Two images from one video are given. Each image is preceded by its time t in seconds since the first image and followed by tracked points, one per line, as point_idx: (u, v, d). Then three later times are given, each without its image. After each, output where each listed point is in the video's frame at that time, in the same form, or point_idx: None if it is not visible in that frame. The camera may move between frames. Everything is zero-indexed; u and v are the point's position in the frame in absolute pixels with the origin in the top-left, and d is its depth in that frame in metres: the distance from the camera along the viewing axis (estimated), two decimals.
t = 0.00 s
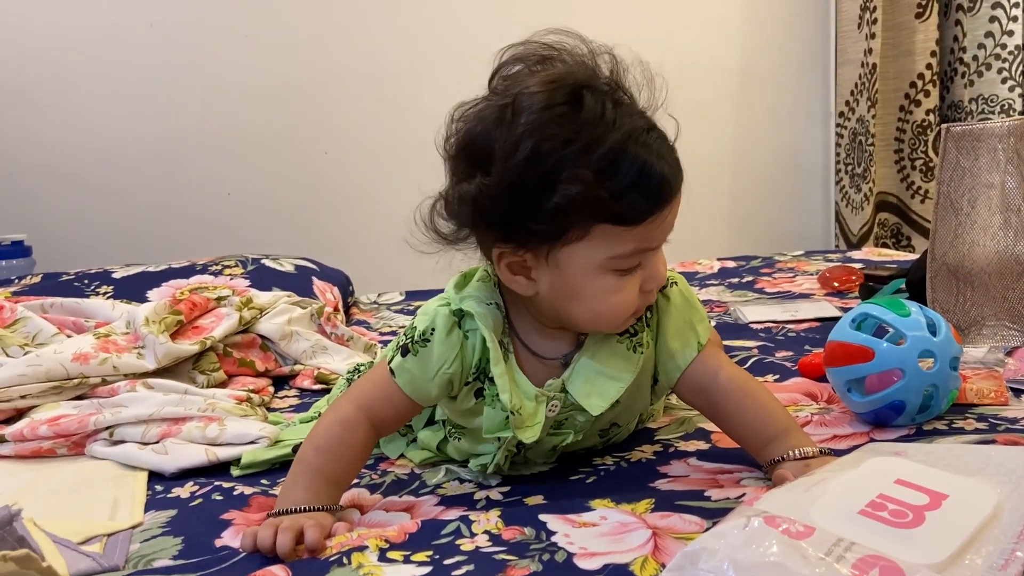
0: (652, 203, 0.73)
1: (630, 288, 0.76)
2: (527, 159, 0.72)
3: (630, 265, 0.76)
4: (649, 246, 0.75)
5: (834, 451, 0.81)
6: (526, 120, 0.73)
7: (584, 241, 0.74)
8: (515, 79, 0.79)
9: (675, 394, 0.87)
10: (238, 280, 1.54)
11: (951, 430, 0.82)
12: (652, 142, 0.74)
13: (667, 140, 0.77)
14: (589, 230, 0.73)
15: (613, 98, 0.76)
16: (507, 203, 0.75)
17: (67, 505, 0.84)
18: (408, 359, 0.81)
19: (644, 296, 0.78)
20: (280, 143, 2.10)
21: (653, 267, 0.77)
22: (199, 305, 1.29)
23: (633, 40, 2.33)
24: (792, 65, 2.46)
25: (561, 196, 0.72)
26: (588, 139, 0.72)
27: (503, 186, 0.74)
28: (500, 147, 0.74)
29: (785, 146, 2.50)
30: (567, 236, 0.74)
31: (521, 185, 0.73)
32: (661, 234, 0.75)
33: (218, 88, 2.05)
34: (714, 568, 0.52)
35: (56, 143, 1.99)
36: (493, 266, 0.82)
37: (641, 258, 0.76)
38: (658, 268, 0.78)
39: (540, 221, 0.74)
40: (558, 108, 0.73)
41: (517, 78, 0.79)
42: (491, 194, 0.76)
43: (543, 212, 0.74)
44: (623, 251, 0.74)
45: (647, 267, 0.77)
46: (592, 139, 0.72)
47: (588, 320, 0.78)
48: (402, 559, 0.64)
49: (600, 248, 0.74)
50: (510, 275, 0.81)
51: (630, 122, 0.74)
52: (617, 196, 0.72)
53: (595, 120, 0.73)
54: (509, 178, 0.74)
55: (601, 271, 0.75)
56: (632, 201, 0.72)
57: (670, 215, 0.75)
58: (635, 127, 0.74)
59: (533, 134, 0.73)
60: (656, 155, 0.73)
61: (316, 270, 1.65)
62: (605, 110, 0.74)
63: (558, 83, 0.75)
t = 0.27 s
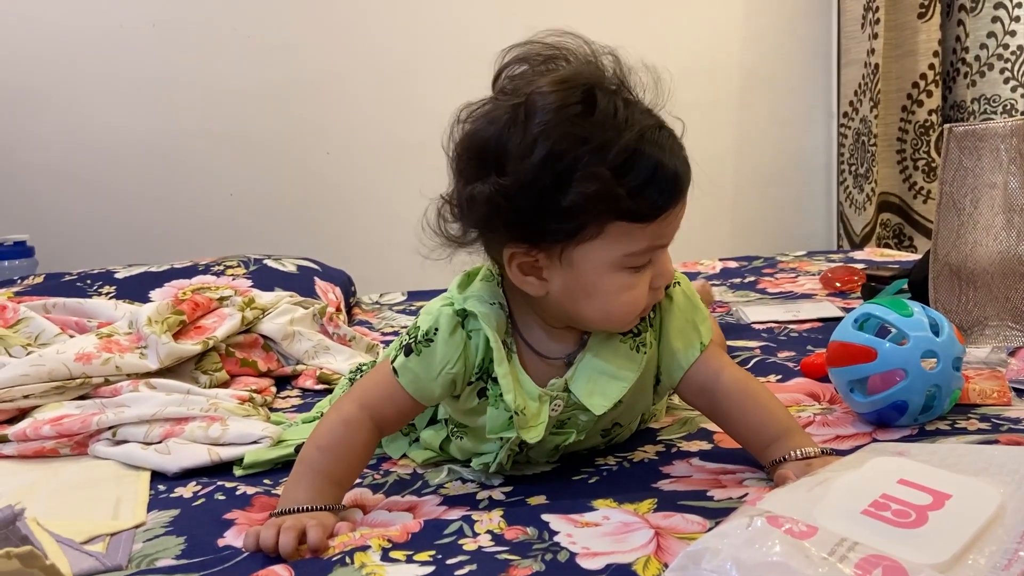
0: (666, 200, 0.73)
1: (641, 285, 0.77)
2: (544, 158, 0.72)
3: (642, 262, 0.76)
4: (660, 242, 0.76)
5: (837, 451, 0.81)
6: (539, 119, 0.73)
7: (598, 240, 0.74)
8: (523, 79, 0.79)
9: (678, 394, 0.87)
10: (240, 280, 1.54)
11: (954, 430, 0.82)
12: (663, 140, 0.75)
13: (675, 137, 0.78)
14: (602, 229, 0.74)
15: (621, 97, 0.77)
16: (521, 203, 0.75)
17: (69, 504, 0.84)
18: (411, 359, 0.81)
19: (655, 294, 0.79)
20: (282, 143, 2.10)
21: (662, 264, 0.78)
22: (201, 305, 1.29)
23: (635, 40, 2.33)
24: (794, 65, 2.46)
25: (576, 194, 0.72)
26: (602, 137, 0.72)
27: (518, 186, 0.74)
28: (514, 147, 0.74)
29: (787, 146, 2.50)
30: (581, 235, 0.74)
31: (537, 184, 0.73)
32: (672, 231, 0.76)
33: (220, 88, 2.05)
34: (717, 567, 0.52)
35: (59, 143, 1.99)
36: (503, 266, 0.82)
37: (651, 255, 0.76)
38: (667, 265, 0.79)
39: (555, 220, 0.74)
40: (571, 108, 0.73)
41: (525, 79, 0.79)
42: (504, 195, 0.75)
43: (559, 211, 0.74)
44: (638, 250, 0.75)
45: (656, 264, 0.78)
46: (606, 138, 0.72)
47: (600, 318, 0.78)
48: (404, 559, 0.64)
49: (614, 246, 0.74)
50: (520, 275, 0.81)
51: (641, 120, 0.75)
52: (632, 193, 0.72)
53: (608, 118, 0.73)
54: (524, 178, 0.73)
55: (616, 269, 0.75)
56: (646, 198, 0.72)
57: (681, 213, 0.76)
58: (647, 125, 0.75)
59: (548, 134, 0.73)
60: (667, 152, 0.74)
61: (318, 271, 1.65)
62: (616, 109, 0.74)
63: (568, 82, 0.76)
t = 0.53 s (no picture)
0: (666, 200, 0.74)
1: (644, 284, 0.77)
2: (545, 159, 0.72)
3: (644, 261, 0.76)
4: (661, 241, 0.76)
5: (839, 449, 0.81)
6: (540, 121, 0.73)
7: (599, 240, 0.74)
8: (522, 81, 0.79)
9: (680, 394, 0.87)
10: (243, 279, 1.54)
11: (957, 429, 0.82)
12: (662, 139, 0.75)
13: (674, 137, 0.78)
14: (604, 228, 0.74)
15: (620, 98, 0.77)
16: (524, 205, 0.75)
17: (74, 502, 0.84)
18: (413, 359, 0.81)
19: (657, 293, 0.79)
20: (284, 143, 2.11)
21: (663, 263, 0.78)
22: (204, 304, 1.29)
23: (637, 40, 2.33)
24: (796, 65, 2.45)
25: (576, 193, 0.72)
26: (603, 138, 0.72)
27: (520, 188, 0.74)
28: (514, 147, 0.74)
29: (790, 146, 2.50)
30: (583, 234, 0.74)
31: (538, 185, 0.73)
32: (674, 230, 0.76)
33: (223, 88, 2.05)
34: (721, 564, 0.52)
35: (62, 143, 1.99)
36: (505, 268, 0.82)
37: (652, 255, 0.77)
38: (669, 264, 0.79)
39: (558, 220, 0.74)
40: (571, 109, 0.74)
41: (524, 81, 0.79)
42: (504, 195, 0.75)
43: (561, 212, 0.73)
44: (641, 248, 0.75)
45: (658, 264, 0.78)
46: (607, 138, 0.72)
47: (603, 318, 0.78)
48: (408, 556, 0.65)
49: (616, 246, 0.74)
50: (522, 276, 0.81)
51: (640, 120, 0.75)
52: (633, 193, 0.72)
53: (608, 119, 0.74)
54: (526, 179, 0.73)
55: (618, 268, 0.75)
56: (646, 198, 0.73)
57: (681, 212, 0.76)
58: (646, 125, 0.75)
59: (549, 135, 0.73)
60: (667, 152, 0.74)
61: (321, 270, 1.65)
62: (615, 109, 0.75)
63: (568, 84, 0.76)
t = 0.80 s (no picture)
0: (666, 211, 0.74)
1: (646, 294, 0.77)
2: (544, 174, 0.72)
3: (645, 270, 0.76)
4: (662, 251, 0.76)
5: (841, 450, 0.80)
6: (537, 135, 0.73)
7: (601, 253, 0.74)
8: (517, 93, 0.78)
9: (681, 396, 0.87)
10: (243, 279, 1.54)
11: (958, 429, 0.81)
12: (660, 149, 0.75)
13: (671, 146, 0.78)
14: (604, 242, 0.74)
15: (616, 108, 0.77)
16: (523, 221, 0.74)
17: (74, 503, 0.84)
18: (412, 368, 0.81)
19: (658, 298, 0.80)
20: (285, 143, 2.10)
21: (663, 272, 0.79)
22: (205, 304, 1.29)
23: (637, 40, 2.32)
24: (797, 64, 2.45)
25: (578, 209, 0.72)
26: (601, 150, 0.72)
27: (519, 203, 0.74)
28: (512, 164, 0.74)
29: (791, 146, 2.50)
30: (583, 249, 0.74)
31: (538, 201, 0.73)
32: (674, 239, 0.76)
33: (224, 88, 2.05)
34: (721, 565, 0.52)
35: (63, 143, 1.99)
36: (504, 283, 0.82)
37: (653, 264, 0.77)
38: (668, 271, 0.80)
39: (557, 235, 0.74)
40: (568, 122, 0.73)
41: (519, 92, 0.78)
42: (503, 211, 0.75)
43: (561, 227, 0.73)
44: (643, 258, 0.75)
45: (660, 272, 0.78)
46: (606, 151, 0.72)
47: (605, 329, 0.79)
48: (408, 557, 0.64)
49: (617, 258, 0.75)
50: (522, 290, 0.80)
51: (637, 130, 0.75)
52: (634, 206, 0.72)
53: (606, 131, 0.73)
54: (526, 195, 0.73)
55: (620, 280, 0.76)
56: (647, 211, 0.73)
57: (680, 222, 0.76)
58: (644, 135, 0.75)
59: (547, 149, 0.72)
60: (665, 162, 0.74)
61: (321, 270, 1.65)
62: (611, 120, 0.74)
63: (564, 96, 0.75)
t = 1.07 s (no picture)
0: (608, 214, 0.70)
1: (600, 300, 0.75)
2: (488, 160, 0.72)
3: (595, 275, 0.74)
4: (612, 256, 0.72)
5: (842, 450, 0.80)
6: (491, 120, 0.73)
7: (539, 246, 0.74)
8: (496, 81, 0.78)
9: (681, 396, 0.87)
10: (244, 279, 1.54)
11: (960, 429, 0.81)
12: (605, 149, 0.71)
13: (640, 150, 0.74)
14: (544, 243, 0.73)
15: (584, 105, 0.74)
16: (469, 218, 0.76)
17: (75, 503, 0.84)
18: (413, 365, 0.81)
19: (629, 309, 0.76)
20: (286, 143, 2.11)
21: (629, 277, 0.74)
22: (206, 304, 1.29)
23: (637, 40, 2.32)
24: (798, 64, 2.45)
25: (512, 210, 0.72)
26: (547, 144, 0.71)
27: (467, 187, 0.74)
28: (460, 161, 0.75)
29: (792, 145, 2.50)
30: (525, 249, 0.75)
31: (481, 186, 0.73)
32: (624, 243, 0.72)
33: (225, 88, 2.05)
34: (723, 566, 0.52)
35: (64, 143, 2.00)
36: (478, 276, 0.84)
37: (608, 268, 0.73)
38: (640, 280, 0.74)
39: (498, 223, 0.74)
40: (524, 111, 0.73)
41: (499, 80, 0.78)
42: (454, 209, 0.77)
43: (502, 215, 0.73)
44: (586, 259, 0.72)
45: (620, 278, 0.74)
46: (550, 145, 0.70)
47: (565, 331, 0.78)
48: (409, 558, 0.64)
49: (558, 259, 0.73)
50: (493, 284, 0.82)
51: (597, 130, 0.72)
52: (570, 206, 0.70)
53: (558, 125, 0.71)
54: (472, 179, 0.74)
55: (566, 283, 0.74)
56: (580, 216, 0.70)
57: (632, 225, 0.71)
58: (602, 137, 0.72)
59: (496, 136, 0.72)
60: (616, 164, 0.71)
61: (322, 270, 1.65)
62: (565, 115, 0.72)
63: (532, 86, 0.75)
